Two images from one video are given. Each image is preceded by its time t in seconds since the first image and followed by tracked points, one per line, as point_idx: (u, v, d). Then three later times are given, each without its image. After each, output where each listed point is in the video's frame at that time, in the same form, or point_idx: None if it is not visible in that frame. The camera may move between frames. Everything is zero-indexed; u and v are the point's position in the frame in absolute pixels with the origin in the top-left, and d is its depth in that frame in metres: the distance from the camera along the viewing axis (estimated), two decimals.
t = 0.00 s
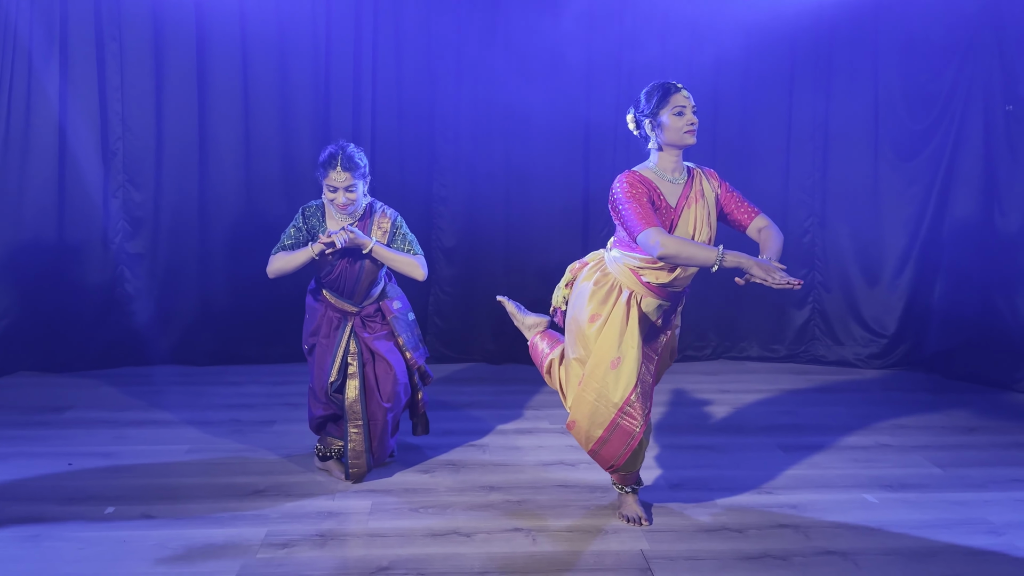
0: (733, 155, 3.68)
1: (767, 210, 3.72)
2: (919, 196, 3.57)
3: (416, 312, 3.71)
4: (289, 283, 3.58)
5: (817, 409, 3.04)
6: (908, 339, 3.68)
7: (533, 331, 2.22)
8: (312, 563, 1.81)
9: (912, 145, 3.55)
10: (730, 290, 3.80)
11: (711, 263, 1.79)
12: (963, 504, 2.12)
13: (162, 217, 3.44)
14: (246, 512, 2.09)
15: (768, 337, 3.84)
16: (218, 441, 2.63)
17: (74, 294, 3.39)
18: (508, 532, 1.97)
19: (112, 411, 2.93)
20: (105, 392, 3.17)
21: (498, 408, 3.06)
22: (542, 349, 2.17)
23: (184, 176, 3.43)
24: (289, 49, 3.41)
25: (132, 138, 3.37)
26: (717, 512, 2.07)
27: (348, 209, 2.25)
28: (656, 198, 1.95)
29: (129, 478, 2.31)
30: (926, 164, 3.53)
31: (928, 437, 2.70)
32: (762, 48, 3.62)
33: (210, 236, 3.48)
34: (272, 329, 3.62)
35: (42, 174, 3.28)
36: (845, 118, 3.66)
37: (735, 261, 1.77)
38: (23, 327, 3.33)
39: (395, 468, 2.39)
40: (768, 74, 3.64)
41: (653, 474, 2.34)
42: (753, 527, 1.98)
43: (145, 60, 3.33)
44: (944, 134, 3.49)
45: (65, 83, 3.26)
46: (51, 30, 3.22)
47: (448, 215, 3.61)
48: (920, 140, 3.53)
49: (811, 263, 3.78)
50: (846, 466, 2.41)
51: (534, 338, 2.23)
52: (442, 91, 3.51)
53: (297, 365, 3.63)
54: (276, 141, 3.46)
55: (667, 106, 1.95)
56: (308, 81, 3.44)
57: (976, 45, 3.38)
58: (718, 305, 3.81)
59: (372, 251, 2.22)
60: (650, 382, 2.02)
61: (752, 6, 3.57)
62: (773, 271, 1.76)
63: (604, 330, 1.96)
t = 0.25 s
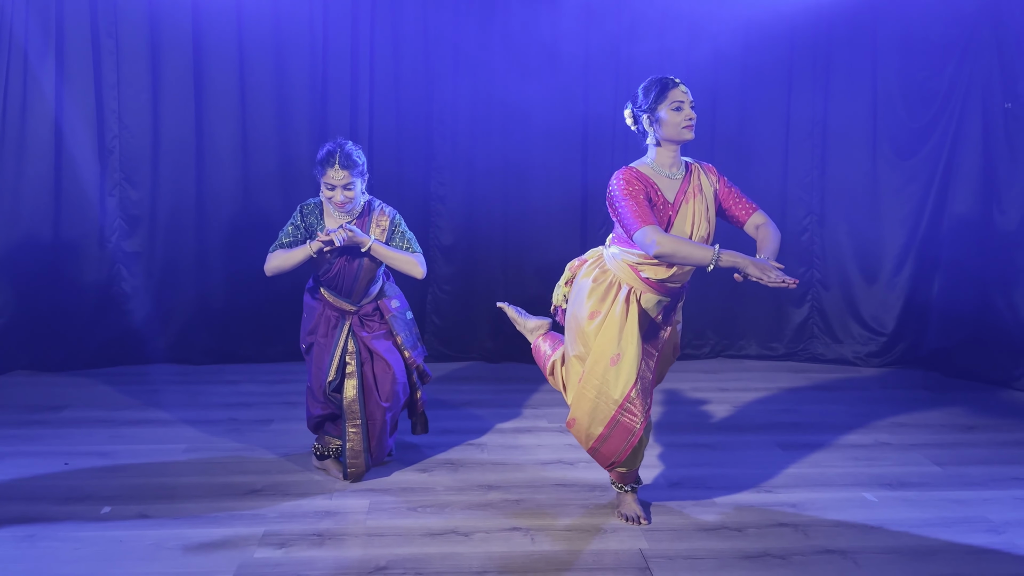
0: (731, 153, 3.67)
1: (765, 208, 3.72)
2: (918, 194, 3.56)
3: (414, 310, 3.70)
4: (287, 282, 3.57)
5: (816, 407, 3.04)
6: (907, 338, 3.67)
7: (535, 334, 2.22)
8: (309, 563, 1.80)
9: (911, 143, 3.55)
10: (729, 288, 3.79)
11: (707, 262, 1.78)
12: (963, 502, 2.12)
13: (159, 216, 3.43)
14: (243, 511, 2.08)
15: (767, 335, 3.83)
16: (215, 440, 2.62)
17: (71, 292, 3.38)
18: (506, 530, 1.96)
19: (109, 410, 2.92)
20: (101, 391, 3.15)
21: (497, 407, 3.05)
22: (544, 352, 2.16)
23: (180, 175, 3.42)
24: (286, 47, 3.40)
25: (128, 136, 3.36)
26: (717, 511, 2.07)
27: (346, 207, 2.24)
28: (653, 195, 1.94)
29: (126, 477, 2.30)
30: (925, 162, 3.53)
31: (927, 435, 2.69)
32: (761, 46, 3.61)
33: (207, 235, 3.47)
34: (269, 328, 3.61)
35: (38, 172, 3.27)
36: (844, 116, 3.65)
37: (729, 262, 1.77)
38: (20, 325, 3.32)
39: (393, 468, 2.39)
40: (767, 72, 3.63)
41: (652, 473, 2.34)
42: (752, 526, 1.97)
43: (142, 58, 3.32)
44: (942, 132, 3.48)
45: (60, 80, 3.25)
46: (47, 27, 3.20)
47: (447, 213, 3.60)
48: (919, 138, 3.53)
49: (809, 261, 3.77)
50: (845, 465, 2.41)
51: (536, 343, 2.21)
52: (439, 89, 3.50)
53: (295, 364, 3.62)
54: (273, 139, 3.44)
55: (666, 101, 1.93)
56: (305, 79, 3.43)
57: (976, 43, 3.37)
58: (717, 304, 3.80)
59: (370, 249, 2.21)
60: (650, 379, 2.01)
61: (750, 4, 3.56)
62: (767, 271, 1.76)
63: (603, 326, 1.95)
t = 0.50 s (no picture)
0: (730, 152, 3.66)
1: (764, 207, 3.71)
2: (917, 193, 3.56)
3: (412, 310, 3.69)
4: (284, 282, 3.56)
5: (815, 407, 3.03)
6: (906, 337, 3.67)
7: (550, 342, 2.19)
8: (306, 564, 1.79)
9: (910, 142, 3.54)
10: (728, 288, 3.79)
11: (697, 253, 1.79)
12: (962, 502, 2.11)
13: (156, 215, 3.42)
14: (240, 512, 2.07)
15: (766, 335, 3.83)
16: (213, 441, 2.61)
17: (68, 292, 3.37)
18: (504, 531, 1.95)
19: (106, 411, 2.91)
20: (98, 392, 3.14)
21: (495, 407, 3.04)
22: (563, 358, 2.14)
23: (177, 174, 3.41)
24: (283, 46, 3.39)
25: (125, 135, 3.35)
26: (716, 511, 2.06)
27: (344, 204, 2.24)
28: (648, 185, 1.94)
29: (122, 478, 2.29)
30: (923, 161, 3.52)
31: (926, 435, 2.69)
32: (759, 46, 3.60)
33: (204, 235, 3.46)
34: (267, 328, 3.60)
35: (35, 172, 3.26)
36: (843, 115, 3.64)
37: (718, 251, 1.77)
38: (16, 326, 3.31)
39: (390, 468, 2.38)
40: (765, 71, 3.63)
41: (650, 473, 2.33)
42: (752, 527, 1.97)
43: (138, 58, 3.31)
44: (941, 131, 3.48)
45: (57, 79, 3.24)
46: (44, 26, 3.20)
47: (444, 212, 3.59)
48: (918, 137, 3.52)
49: (808, 260, 3.76)
50: (844, 465, 2.40)
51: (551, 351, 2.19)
52: (437, 88, 3.50)
53: (292, 364, 3.61)
54: (271, 139, 3.43)
55: (667, 92, 1.92)
56: (302, 78, 3.42)
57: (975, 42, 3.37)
58: (716, 303, 3.79)
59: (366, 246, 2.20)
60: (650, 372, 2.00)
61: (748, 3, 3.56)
62: (756, 258, 1.76)
63: (599, 319, 1.94)
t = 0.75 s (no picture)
0: (729, 153, 3.66)
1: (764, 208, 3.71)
2: (916, 194, 3.55)
3: (411, 311, 3.69)
4: (283, 283, 3.55)
5: (815, 408, 3.03)
6: (906, 338, 3.66)
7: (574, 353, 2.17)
8: (305, 566, 1.79)
9: (909, 142, 3.54)
10: (727, 289, 3.78)
11: (682, 229, 1.80)
12: (962, 503, 2.11)
13: (155, 217, 3.41)
14: (239, 514, 2.06)
15: (765, 336, 3.82)
16: (211, 443, 2.61)
17: (67, 294, 3.36)
18: (504, 533, 1.95)
19: (105, 413, 2.91)
20: (97, 393, 3.14)
21: (494, 408, 3.04)
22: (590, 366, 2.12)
23: (176, 175, 3.41)
24: (283, 48, 3.38)
25: (123, 136, 3.34)
26: (715, 513, 2.05)
27: (341, 197, 2.25)
28: (640, 168, 1.95)
29: (121, 480, 2.29)
30: (923, 161, 3.52)
31: (926, 435, 2.68)
32: (759, 46, 3.60)
33: (203, 236, 3.45)
34: (266, 329, 3.59)
35: (35, 173, 3.26)
36: (842, 115, 3.64)
37: (704, 224, 1.79)
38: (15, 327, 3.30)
39: (389, 470, 2.37)
40: (766, 71, 3.62)
41: (650, 474, 2.33)
42: (751, 528, 1.96)
43: (137, 58, 3.30)
44: (941, 131, 3.47)
45: (55, 80, 3.24)
46: (42, 28, 3.20)
47: (444, 213, 3.58)
48: (917, 137, 3.52)
49: (808, 261, 3.76)
50: (844, 466, 2.40)
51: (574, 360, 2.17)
52: (437, 89, 3.50)
53: (291, 365, 3.61)
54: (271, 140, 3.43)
55: (664, 82, 1.91)
56: (301, 78, 3.41)
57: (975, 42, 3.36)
58: (715, 303, 3.79)
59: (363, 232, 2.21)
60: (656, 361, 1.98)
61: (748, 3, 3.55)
62: (740, 229, 1.80)
63: (599, 309, 1.94)
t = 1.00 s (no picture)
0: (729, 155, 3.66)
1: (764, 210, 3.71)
2: (917, 195, 3.55)
3: (411, 314, 3.69)
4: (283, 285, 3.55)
5: (815, 410, 3.03)
6: (906, 340, 3.66)
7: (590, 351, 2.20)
8: (305, 569, 1.79)
9: (909, 143, 3.54)
10: (728, 291, 3.78)
11: (676, 202, 1.84)
12: (963, 505, 2.10)
13: (155, 219, 3.41)
14: (239, 517, 2.06)
15: (766, 338, 3.82)
16: (212, 445, 2.61)
17: (67, 296, 3.36)
18: (504, 535, 1.94)
19: (105, 415, 2.90)
20: (97, 396, 3.14)
21: (495, 410, 3.04)
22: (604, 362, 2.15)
23: (176, 177, 3.41)
24: (283, 49, 3.38)
25: (123, 138, 3.34)
26: (716, 515, 2.05)
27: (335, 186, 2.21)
28: (640, 154, 2.00)
29: (121, 483, 2.29)
30: (923, 162, 3.52)
31: (927, 438, 2.68)
32: (759, 48, 3.60)
33: (203, 238, 3.44)
34: (266, 332, 3.59)
35: (35, 175, 3.26)
36: (842, 117, 3.64)
37: (693, 192, 1.84)
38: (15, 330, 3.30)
39: (389, 472, 2.37)
40: (766, 73, 3.62)
41: (651, 476, 2.33)
42: (752, 530, 1.96)
43: (137, 59, 3.30)
44: (941, 133, 3.47)
45: (56, 82, 3.24)
46: (43, 30, 3.20)
47: (444, 215, 3.58)
48: (917, 138, 3.52)
49: (808, 263, 3.76)
50: (845, 468, 2.39)
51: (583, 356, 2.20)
52: (437, 91, 3.50)
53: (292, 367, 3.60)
54: (271, 142, 3.42)
55: (665, 73, 1.94)
56: (301, 80, 3.41)
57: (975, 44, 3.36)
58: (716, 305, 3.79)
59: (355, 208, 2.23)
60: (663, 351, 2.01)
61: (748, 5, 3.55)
62: (729, 186, 1.82)
63: (605, 300, 1.97)
